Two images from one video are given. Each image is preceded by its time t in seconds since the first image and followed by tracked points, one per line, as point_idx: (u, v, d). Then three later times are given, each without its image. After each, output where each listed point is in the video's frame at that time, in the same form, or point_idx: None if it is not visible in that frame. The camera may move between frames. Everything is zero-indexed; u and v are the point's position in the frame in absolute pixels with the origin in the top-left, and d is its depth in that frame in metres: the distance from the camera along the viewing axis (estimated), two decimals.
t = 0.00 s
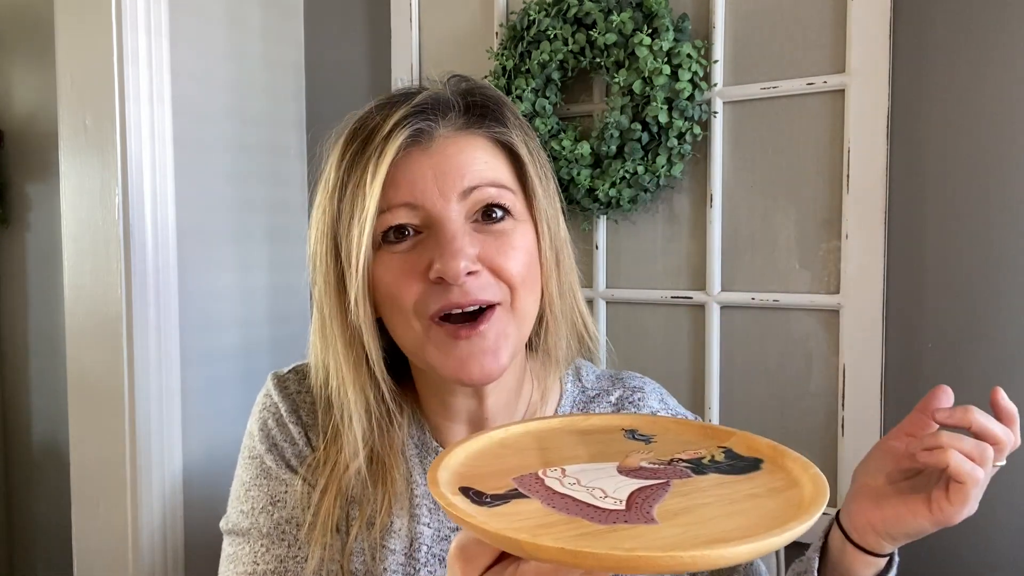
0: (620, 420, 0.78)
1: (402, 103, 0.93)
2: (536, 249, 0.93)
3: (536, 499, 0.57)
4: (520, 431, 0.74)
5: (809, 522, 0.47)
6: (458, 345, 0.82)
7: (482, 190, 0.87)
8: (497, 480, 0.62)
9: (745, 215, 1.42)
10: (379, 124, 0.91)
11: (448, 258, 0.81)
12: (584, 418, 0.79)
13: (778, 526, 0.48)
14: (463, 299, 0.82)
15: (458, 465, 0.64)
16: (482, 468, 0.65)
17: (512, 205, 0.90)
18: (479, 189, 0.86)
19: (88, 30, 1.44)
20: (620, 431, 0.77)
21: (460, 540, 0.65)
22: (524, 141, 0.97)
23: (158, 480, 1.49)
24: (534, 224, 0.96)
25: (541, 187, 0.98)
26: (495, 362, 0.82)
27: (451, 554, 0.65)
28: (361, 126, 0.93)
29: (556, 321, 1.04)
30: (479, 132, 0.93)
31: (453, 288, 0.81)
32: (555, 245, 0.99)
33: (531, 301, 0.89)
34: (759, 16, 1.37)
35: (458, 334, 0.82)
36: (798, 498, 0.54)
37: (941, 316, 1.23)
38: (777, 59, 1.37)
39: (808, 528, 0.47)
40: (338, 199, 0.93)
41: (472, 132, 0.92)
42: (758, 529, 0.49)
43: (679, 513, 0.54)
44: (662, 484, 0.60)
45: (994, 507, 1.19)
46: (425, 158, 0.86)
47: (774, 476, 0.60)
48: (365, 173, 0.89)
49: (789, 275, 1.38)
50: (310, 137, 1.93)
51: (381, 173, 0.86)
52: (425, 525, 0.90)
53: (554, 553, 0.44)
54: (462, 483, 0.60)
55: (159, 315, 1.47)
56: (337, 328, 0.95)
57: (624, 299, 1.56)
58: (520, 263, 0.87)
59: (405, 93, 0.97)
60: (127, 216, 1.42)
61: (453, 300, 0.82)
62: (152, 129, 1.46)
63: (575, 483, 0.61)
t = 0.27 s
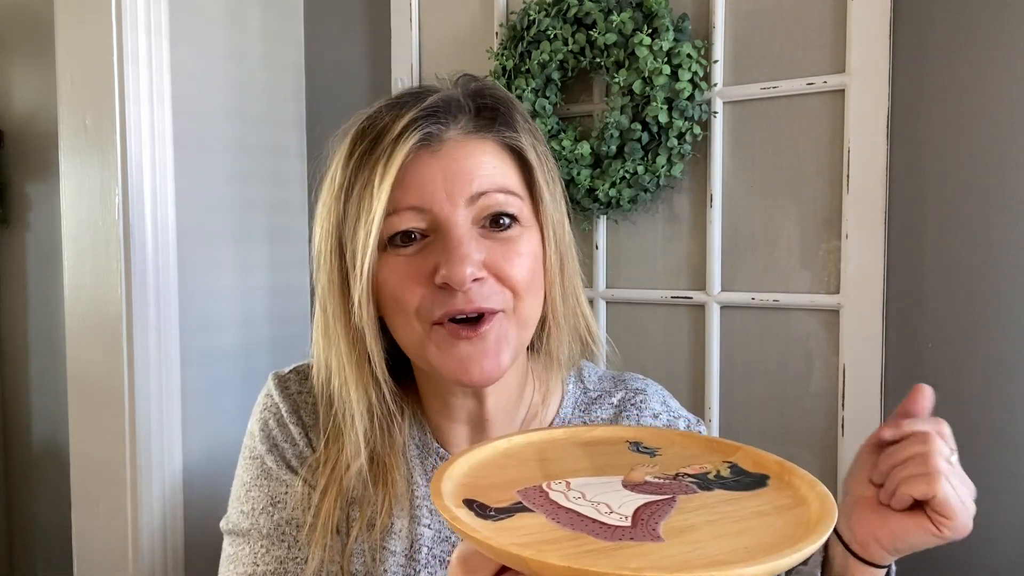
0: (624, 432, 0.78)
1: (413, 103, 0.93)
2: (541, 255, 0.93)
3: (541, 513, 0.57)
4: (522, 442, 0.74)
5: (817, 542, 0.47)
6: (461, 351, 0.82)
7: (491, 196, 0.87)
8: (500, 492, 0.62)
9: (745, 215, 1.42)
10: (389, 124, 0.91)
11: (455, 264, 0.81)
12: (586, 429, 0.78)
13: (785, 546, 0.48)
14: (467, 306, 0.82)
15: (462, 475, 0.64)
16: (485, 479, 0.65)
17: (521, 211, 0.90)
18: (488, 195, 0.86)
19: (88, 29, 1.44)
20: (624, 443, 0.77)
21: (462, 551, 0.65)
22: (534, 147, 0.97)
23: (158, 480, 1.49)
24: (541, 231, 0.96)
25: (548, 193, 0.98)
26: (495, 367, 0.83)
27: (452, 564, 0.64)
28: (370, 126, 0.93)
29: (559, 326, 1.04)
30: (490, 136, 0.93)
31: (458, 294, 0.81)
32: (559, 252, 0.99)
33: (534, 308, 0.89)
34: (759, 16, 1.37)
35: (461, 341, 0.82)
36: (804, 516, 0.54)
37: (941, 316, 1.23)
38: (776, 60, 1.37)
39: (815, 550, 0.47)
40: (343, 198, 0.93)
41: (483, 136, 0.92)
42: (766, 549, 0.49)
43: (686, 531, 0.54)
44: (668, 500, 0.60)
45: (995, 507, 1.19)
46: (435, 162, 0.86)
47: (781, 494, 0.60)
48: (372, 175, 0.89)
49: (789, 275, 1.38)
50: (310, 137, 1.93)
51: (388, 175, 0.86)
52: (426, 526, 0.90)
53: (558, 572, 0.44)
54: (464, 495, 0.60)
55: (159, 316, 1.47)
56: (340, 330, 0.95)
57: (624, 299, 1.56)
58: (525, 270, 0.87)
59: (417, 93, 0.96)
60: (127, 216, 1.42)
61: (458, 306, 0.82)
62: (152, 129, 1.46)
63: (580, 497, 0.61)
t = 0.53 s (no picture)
0: (610, 436, 0.78)
1: (469, 102, 0.92)
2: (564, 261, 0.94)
3: (525, 516, 0.57)
4: (509, 447, 0.74)
5: (798, 543, 0.47)
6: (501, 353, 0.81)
7: (538, 202, 0.87)
8: (486, 496, 0.62)
9: (745, 215, 1.42)
10: (447, 118, 0.89)
11: (509, 263, 0.80)
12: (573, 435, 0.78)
13: (766, 547, 0.49)
14: (512, 307, 0.81)
15: (448, 480, 0.65)
16: (471, 484, 0.65)
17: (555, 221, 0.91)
18: (535, 200, 0.87)
19: (88, 29, 1.44)
20: (609, 446, 0.77)
21: (450, 555, 0.66)
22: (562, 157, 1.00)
23: (158, 480, 1.49)
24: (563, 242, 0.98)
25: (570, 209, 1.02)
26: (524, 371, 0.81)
27: (442, 567, 0.65)
28: (422, 117, 0.91)
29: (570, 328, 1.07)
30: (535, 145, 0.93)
31: (508, 296, 0.80)
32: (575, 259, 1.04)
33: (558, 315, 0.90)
34: (759, 16, 1.37)
35: (499, 341, 0.81)
36: (786, 519, 0.55)
37: (940, 316, 1.23)
38: (776, 60, 1.37)
39: (796, 551, 0.47)
40: (385, 187, 0.90)
41: (531, 144, 0.92)
42: (746, 551, 0.49)
43: (668, 532, 0.54)
44: (652, 502, 0.61)
45: (995, 508, 1.19)
46: (491, 162, 0.86)
47: (762, 496, 0.61)
48: (431, 168, 0.87)
49: (789, 275, 1.38)
50: (310, 138, 1.93)
51: (451, 170, 0.84)
52: (421, 526, 0.90)
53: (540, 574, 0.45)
54: (451, 501, 0.60)
55: (159, 316, 1.47)
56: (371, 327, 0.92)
57: (624, 299, 1.56)
58: (558, 278, 0.88)
59: (466, 91, 0.95)
60: (127, 216, 1.42)
61: (504, 305, 0.81)
62: (152, 129, 1.46)
63: (565, 501, 0.61)
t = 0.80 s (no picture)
0: (602, 433, 0.78)
1: (521, 106, 0.93)
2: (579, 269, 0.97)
3: (513, 512, 0.57)
4: (503, 444, 0.74)
5: (784, 534, 0.47)
6: (542, 354, 0.81)
7: (574, 212, 0.89)
8: (477, 493, 0.62)
9: (745, 215, 1.42)
10: (506, 120, 0.90)
11: (563, 267, 0.81)
12: (566, 432, 0.78)
13: (752, 539, 0.49)
14: (557, 310, 0.82)
15: (439, 479, 0.65)
16: (464, 482, 0.64)
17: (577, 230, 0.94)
18: (572, 210, 0.89)
19: (88, 29, 1.44)
20: (601, 443, 0.77)
21: (442, 553, 0.66)
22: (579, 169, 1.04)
23: (158, 480, 1.49)
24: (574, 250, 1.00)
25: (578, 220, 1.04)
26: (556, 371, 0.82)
27: (434, 565, 0.66)
28: (480, 113, 0.90)
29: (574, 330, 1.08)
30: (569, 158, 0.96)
31: (556, 299, 0.81)
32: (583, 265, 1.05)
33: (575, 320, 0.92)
34: (759, 16, 1.37)
35: (541, 340, 0.81)
36: (773, 511, 0.55)
37: (940, 315, 1.23)
38: (776, 60, 1.37)
39: (781, 542, 0.47)
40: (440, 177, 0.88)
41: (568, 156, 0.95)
42: (732, 543, 0.49)
43: (655, 526, 0.54)
44: (641, 497, 0.60)
45: (995, 509, 1.19)
46: (545, 169, 0.87)
47: (751, 490, 0.61)
48: (495, 165, 0.86)
49: (789, 275, 1.38)
50: (310, 138, 1.93)
51: (524, 179, 0.86)
52: (418, 526, 0.89)
53: (524, 568, 0.44)
54: (442, 498, 0.60)
55: (159, 316, 1.47)
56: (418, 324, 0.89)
57: (625, 299, 1.56)
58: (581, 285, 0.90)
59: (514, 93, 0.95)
60: (127, 216, 1.43)
61: (551, 307, 0.81)
62: (152, 129, 1.46)
63: (553, 497, 0.61)
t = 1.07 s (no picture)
0: (604, 433, 0.78)
1: (533, 107, 0.93)
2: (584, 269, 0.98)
3: (516, 512, 0.57)
4: (505, 444, 0.74)
5: (787, 535, 0.47)
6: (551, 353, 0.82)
7: (581, 212, 0.90)
8: (481, 493, 0.62)
9: (745, 214, 1.42)
10: (519, 120, 0.90)
11: (573, 268, 0.82)
12: (568, 432, 0.78)
13: (755, 539, 0.49)
14: (565, 310, 0.83)
15: (442, 479, 0.65)
16: (467, 482, 0.65)
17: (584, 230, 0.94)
18: (580, 211, 0.89)
19: (88, 29, 1.44)
20: (603, 443, 0.77)
21: (444, 553, 0.66)
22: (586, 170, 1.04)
23: (158, 480, 1.49)
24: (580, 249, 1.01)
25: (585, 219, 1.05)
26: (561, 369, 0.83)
27: (437, 565, 0.66)
28: (493, 113, 0.90)
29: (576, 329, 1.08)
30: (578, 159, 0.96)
31: (565, 299, 0.82)
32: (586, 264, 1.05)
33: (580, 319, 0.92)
34: (759, 16, 1.37)
35: (549, 339, 0.82)
36: (776, 511, 0.55)
37: (940, 315, 1.23)
38: (776, 60, 1.37)
39: (784, 542, 0.47)
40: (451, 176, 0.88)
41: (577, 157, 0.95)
42: (735, 543, 0.49)
43: (658, 526, 0.54)
44: (643, 497, 0.61)
45: (995, 508, 1.19)
46: (556, 170, 0.88)
47: (754, 490, 0.61)
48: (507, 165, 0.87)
49: (789, 275, 1.38)
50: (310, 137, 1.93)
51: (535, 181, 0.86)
52: (420, 525, 0.90)
53: (529, 568, 0.45)
54: (446, 498, 0.60)
55: (159, 316, 1.47)
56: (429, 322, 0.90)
57: (625, 299, 1.56)
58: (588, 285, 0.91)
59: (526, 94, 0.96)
60: (127, 217, 1.42)
61: (559, 307, 0.82)
62: (152, 129, 1.46)
63: (556, 497, 0.61)
